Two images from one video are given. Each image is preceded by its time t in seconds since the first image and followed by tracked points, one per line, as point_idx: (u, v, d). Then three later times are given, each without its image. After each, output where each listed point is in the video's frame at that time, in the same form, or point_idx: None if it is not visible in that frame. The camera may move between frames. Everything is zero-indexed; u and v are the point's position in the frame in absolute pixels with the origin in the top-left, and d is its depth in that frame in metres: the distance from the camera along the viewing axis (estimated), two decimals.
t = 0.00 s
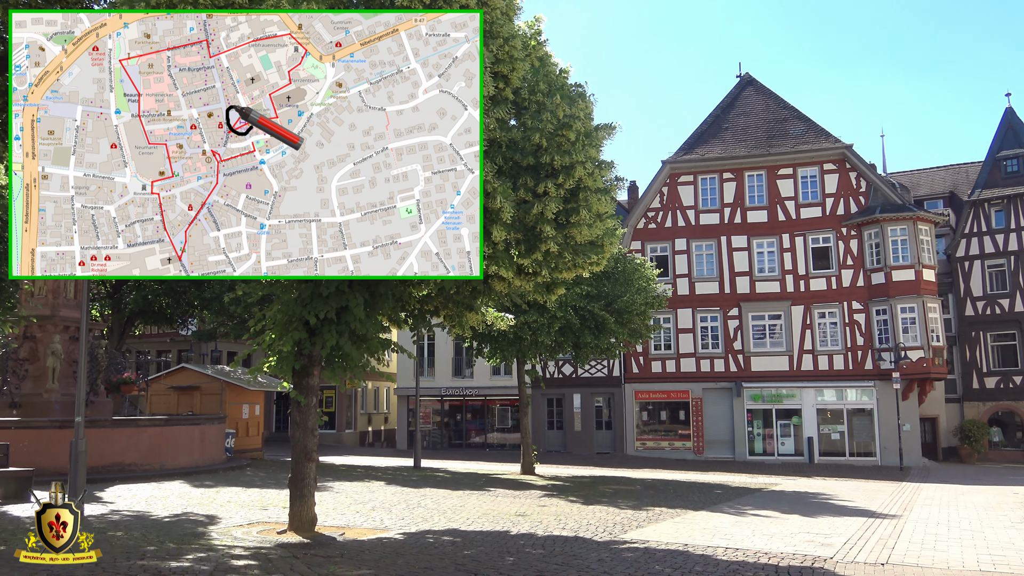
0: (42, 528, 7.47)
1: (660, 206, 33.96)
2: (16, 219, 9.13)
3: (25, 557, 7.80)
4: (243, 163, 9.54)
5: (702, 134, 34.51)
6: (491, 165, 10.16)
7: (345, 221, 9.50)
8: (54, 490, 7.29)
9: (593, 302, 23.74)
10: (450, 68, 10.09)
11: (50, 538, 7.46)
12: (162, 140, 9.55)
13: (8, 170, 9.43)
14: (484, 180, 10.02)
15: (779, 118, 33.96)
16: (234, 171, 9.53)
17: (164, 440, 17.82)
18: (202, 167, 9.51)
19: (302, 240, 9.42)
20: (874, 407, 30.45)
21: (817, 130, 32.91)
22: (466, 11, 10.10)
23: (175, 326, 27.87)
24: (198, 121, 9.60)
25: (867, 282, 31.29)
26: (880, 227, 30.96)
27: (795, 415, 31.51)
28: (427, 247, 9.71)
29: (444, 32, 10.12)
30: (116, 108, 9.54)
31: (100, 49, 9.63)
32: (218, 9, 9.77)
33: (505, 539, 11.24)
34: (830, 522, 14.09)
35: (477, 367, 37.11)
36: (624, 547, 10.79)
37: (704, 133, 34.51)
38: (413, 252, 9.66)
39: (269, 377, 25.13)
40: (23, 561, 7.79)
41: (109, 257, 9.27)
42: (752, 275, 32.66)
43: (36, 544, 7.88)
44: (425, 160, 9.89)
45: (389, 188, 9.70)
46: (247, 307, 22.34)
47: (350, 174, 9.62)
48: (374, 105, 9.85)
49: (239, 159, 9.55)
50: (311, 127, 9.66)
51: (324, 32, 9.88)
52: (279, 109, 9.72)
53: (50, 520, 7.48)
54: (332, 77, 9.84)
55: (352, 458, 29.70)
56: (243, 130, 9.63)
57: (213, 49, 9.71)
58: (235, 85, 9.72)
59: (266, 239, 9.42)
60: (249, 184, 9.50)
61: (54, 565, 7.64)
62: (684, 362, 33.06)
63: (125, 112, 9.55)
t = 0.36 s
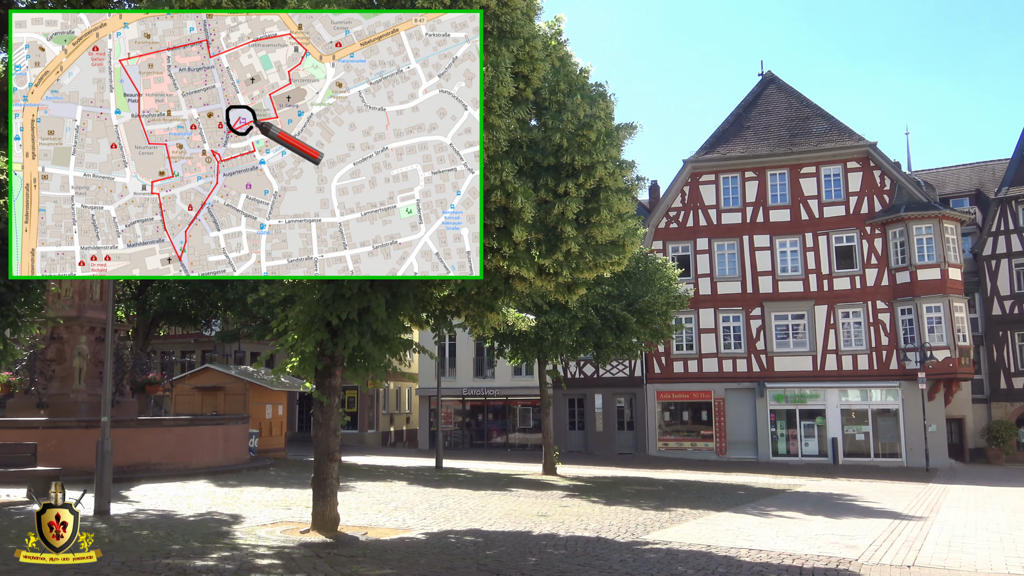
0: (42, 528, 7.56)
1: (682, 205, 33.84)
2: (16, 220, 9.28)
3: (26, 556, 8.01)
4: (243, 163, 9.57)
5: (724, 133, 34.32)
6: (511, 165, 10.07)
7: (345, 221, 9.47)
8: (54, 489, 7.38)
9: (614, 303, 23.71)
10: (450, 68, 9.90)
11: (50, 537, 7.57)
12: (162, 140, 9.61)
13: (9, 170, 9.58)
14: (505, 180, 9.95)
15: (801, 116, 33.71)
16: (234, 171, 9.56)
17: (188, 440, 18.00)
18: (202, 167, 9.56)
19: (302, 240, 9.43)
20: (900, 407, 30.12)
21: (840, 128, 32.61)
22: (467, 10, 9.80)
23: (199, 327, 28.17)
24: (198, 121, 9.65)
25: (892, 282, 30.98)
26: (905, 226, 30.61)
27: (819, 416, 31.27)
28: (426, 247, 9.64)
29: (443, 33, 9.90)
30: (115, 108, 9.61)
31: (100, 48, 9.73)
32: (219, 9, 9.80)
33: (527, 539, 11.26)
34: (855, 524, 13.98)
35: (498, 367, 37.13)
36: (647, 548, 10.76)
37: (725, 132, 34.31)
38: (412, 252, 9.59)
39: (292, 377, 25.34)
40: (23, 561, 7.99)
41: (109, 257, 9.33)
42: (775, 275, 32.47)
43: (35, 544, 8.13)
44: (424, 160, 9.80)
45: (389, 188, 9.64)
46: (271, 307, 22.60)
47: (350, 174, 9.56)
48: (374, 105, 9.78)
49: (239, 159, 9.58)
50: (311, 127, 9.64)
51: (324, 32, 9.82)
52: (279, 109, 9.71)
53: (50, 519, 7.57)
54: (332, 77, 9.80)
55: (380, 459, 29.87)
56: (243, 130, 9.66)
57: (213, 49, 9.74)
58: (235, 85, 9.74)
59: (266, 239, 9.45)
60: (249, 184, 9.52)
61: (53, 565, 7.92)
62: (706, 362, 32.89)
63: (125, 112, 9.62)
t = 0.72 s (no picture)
0: (42, 528, 7.44)
1: (704, 204, 33.71)
2: (16, 220, 9.23)
3: (26, 556, 7.93)
4: (243, 163, 9.52)
5: (746, 132, 34.14)
6: (532, 165, 9.88)
7: (345, 221, 9.43)
8: (53, 489, 7.19)
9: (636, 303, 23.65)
10: (450, 68, 9.80)
11: (50, 537, 7.46)
12: (162, 140, 9.55)
13: (9, 170, 9.51)
14: (527, 180, 9.78)
15: (825, 115, 33.42)
16: (234, 171, 9.50)
17: (213, 440, 18.18)
18: (202, 167, 9.49)
19: (302, 240, 9.41)
20: (926, 407, 29.78)
21: (865, 126, 32.26)
22: (466, 10, 9.74)
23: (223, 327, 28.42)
24: (198, 121, 9.59)
25: (918, 281, 30.64)
26: (931, 224, 30.25)
27: (844, 417, 30.99)
28: (426, 247, 9.60)
29: (444, 32, 9.84)
30: (115, 108, 9.55)
31: (100, 49, 9.65)
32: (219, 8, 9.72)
33: (549, 539, 11.27)
34: (880, 525, 13.86)
35: (520, 367, 37.15)
36: (669, 549, 10.72)
37: (748, 131, 34.15)
38: (412, 252, 9.57)
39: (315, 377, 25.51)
40: (23, 561, 7.91)
41: (109, 257, 9.25)
42: (798, 274, 32.24)
43: (36, 544, 8.05)
44: (425, 160, 9.70)
45: (389, 188, 9.58)
46: (293, 309, 22.91)
47: (350, 174, 9.51)
48: (374, 105, 9.71)
49: (239, 159, 9.53)
50: (311, 127, 9.58)
51: (324, 32, 9.78)
52: (279, 109, 9.63)
53: (50, 520, 7.44)
54: (332, 77, 9.74)
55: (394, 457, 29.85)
56: (243, 130, 9.62)
57: (213, 49, 9.68)
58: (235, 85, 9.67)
59: (266, 239, 9.40)
60: (249, 184, 9.46)
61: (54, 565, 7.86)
62: (729, 362, 32.73)
63: (125, 112, 9.55)
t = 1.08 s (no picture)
0: (42, 528, 7.61)
1: (726, 203, 33.56)
2: (16, 220, 9.18)
3: (26, 556, 7.91)
4: (243, 163, 9.41)
5: (769, 130, 33.92)
6: (553, 165, 9.85)
7: (344, 221, 9.29)
8: (54, 489, 7.41)
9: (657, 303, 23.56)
10: (450, 68, 9.64)
11: (50, 537, 7.63)
12: (162, 140, 9.46)
13: (10, 171, 9.49)
14: (547, 180, 9.72)
15: (848, 112, 33.12)
16: (234, 171, 9.39)
17: (236, 440, 18.32)
18: (202, 166, 9.40)
19: (302, 240, 9.29)
20: (952, 408, 29.36)
21: (889, 123, 31.92)
22: (467, 10, 9.56)
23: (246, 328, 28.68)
24: (198, 121, 9.50)
25: (943, 280, 30.25)
26: (957, 223, 29.77)
27: (868, 417, 30.69)
28: (426, 247, 9.47)
29: (444, 32, 9.67)
30: (115, 108, 9.49)
31: (100, 49, 9.62)
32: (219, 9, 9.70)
33: (571, 539, 11.26)
34: (907, 527, 13.73)
35: (541, 367, 37.18)
36: (692, 550, 10.67)
37: (770, 129, 33.93)
38: (413, 252, 9.44)
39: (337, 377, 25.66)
40: (23, 561, 7.89)
41: (109, 257, 9.19)
42: (822, 273, 32.02)
43: (36, 544, 8.01)
44: (425, 160, 9.54)
45: (389, 188, 9.42)
46: (316, 310, 23.14)
47: (350, 174, 9.36)
48: (374, 105, 9.57)
49: (239, 159, 9.43)
50: (311, 127, 9.45)
51: (324, 32, 9.71)
52: (279, 109, 9.52)
53: (51, 520, 7.62)
54: (332, 77, 9.62)
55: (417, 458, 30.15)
56: (243, 130, 9.52)
57: (213, 49, 9.63)
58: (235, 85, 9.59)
59: (266, 239, 9.28)
60: (248, 184, 9.35)
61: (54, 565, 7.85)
62: (751, 362, 32.56)
63: (125, 112, 9.49)
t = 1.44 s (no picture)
0: (42, 528, 7.62)
1: (748, 202, 33.41)
2: (16, 219, 9.11)
3: (26, 556, 7.83)
4: (243, 163, 9.34)
5: (791, 129, 33.70)
6: (574, 164, 9.65)
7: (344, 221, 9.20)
8: (54, 489, 7.41)
9: (679, 303, 23.48)
10: (450, 68, 9.54)
11: (50, 538, 7.61)
12: (162, 140, 9.39)
13: (10, 171, 9.42)
14: (568, 180, 9.57)
15: (872, 110, 32.79)
16: (234, 171, 9.32)
17: (260, 440, 18.46)
18: (202, 166, 9.34)
19: (302, 240, 9.20)
20: (979, 408, 28.95)
21: (913, 120, 31.58)
22: (467, 9, 9.50)
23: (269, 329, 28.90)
24: (198, 121, 9.43)
25: (969, 279, 29.85)
26: (983, 221, 29.39)
27: (893, 418, 30.36)
28: (426, 247, 9.40)
29: (444, 32, 9.62)
30: (115, 108, 9.42)
31: (100, 48, 9.59)
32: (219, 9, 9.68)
33: (592, 540, 11.24)
34: (932, 528, 13.59)
35: (562, 368, 37.17)
36: (714, 551, 10.61)
37: (792, 127, 33.70)
38: (413, 252, 9.39)
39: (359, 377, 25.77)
40: (23, 561, 7.81)
41: (109, 257, 9.14)
42: (845, 273, 31.83)
43: (36, 544, 7.92)
44: (425, 160, 9.47)
45: (389, 188, 9.33)
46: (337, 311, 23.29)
47: (350, 174, 9.30)
48: (374, 105, 9.50)
49: (239, 159, 9.35)
50: (311, 127, 9.40)
51: (324, 32, 9.68)
52: (278, 109, 9.46)
53: (50, 520, 7.62)
54: (332, 77, 9.56)
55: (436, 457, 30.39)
56: (243, 130, 9.43)
57: (213, 49, 9.60)
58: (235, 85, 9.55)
59: (266, 238, 9.19)
60: (249, 184, 9.29)
61: (55, 565, 7.76)
62: (774, 362, 32.38)
63: (125, 112, 9.42)
